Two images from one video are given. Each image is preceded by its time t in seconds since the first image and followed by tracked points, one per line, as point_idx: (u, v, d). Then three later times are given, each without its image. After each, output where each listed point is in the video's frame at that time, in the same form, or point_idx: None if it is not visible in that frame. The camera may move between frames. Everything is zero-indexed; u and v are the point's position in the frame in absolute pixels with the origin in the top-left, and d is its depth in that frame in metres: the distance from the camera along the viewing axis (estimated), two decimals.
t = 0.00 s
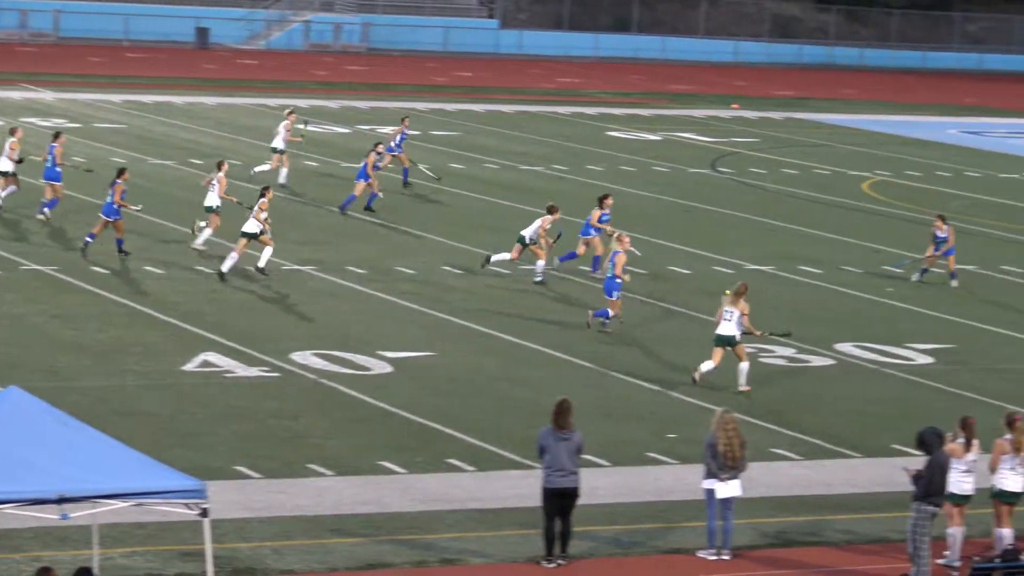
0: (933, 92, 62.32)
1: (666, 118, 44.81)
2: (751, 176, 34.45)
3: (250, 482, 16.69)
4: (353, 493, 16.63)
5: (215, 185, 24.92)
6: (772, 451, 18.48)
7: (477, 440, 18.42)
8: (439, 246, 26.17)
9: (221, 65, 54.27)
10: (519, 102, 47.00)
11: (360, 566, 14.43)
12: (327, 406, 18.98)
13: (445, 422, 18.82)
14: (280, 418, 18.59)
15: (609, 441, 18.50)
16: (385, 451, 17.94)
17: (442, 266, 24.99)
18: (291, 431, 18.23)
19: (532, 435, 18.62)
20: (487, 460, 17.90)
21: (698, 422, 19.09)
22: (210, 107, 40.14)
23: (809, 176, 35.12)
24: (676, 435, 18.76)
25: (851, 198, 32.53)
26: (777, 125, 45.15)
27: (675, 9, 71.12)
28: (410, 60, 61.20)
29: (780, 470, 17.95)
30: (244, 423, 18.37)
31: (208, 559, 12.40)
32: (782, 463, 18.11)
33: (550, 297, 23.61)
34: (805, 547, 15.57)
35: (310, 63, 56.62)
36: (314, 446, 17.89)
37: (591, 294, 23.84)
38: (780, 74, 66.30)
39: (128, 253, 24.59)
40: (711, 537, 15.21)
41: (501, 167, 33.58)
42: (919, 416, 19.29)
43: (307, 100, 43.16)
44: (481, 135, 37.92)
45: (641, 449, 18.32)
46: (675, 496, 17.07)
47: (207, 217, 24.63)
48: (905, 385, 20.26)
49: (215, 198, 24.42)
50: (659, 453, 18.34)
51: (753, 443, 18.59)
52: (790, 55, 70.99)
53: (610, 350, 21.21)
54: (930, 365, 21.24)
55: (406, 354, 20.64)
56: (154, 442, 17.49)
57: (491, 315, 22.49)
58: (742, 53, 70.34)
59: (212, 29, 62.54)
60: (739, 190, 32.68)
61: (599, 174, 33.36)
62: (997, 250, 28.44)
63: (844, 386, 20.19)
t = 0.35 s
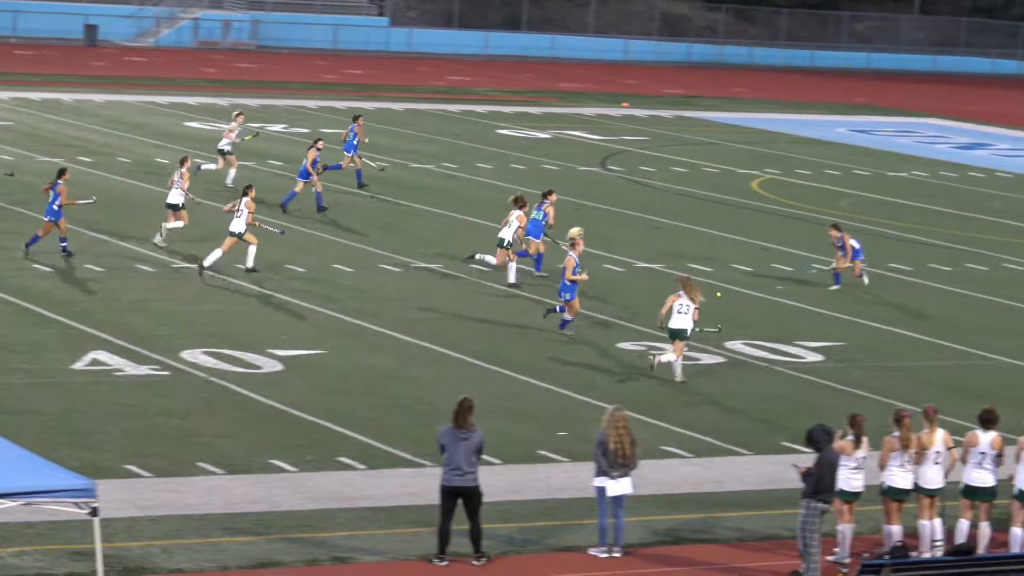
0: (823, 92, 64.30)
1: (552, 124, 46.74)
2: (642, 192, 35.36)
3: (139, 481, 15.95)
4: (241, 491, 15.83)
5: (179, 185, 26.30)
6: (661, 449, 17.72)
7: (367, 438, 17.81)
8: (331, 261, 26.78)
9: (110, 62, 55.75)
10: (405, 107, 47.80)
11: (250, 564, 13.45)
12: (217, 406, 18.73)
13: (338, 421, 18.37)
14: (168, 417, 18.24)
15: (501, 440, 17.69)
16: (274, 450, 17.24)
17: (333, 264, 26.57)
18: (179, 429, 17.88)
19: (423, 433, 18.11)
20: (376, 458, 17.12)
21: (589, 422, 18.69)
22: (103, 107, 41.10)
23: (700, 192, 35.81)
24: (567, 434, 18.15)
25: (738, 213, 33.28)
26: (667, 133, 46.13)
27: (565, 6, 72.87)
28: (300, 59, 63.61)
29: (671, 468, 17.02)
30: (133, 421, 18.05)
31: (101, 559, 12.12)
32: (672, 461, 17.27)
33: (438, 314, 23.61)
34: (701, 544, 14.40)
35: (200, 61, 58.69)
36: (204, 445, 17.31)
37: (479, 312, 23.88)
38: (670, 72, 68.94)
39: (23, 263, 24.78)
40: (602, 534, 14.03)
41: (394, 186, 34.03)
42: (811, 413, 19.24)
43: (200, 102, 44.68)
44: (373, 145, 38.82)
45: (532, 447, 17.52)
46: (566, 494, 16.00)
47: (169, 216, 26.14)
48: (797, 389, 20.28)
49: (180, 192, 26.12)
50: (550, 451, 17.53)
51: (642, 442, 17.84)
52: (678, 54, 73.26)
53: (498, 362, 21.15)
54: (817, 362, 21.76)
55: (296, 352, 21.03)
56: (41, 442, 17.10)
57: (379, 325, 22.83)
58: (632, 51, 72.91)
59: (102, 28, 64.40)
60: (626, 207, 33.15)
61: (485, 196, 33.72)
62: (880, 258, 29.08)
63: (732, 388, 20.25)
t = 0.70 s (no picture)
0: (696, 89, 64.89)
1: (428, 120, 46.94)
2: (515, 188, 35.50)
3: (8, 479, 15.72)
4: (112, 488, 15.66)
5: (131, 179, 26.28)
6: (535, 445, 17.85)
7: (243, 436, 17.71)
8: (205, 257, 26.60)
9: None
10: (278, 103, 47.48)
11: (122, 561, 13.30)
12: (89, 403, 18.50)
13: (213, 418, 18.24)
14: (40, 414, 17.99)
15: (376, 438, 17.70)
16: (147, 447, 17.07)
17: (207, 261, 26.38)
18: (51, 426, 17.63)
19: (298, 430, 18.01)
20: (250, 454, 17.02)
21: (464, 418, 18.74)
22: None
23: (574, 191, 36.00)
24: (441, 430, 18.21)
25: (612, 210, 33.53)
26: (542, 130, 46.32)
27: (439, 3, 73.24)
28: (174, 55, 63.11)
29: (543, 463, 17.19)
30: (4, 418, 17.78)
31: None
32: (544, 457, 17.42)
33: (313, 311, 23.53)
34: (573, 540, 14.54)
35: (71, 56, 57.98)
36: (76, 442, 17.09)
37: (354, 309, 23.83)
38: (541, 68, 69.47)
39: None
40: (474, 530, 14.10)
41: (268, 184, 33.87)
42: (683, 409, 19.51)
43: (72, 96, 44.23)
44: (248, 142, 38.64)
45: (406, 444, 17.54)
46: (440, 490, 16.04)
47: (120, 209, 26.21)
48: (670, 386, 20.55)
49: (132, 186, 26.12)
50: (424, 447, 17.56)
51: (515, 439, 17.96)
52: (552, 50, 73.82)
53: (373, 359, 21.15)
54: (690, 359, 22.05)
55: (170, 349, 20.84)
56: None
57: (254, 322, 22.71)
58: (505, 48, 72.57)
59: None
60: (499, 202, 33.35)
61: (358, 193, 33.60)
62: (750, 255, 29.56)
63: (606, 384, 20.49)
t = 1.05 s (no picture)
0: (589, 87, 65.14)
1: (319, 117, 46.82)
2: (408, 185, 35.48)
3: None
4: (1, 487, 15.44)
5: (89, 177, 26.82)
6: (426, 443, 17.89)
7: (134, 434, 17.54)
8: (95, 255, 26.31)
9: None
10: (168, 99, 47.01)
11: (12, 560, 13.12)
12: None
13: (104, 416, 18.05)
14: None
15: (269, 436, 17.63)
16: (37, 445, 16.86)
17: (97, 259, 26.08)
18: None
19: (189, 427, 17.87)
20: (142, 452, 16.87)
21: (355, 415, 18.72)
22: None
23: (468, 189, 36.02)
24: (332, 427, 18.18)
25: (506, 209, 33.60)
26: (434, 128, 46.28)
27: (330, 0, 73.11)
28: (62, 51, 62.19)
29: (435, 461, 17.23)
30: None
31: None
32: (437, 454, 17.45)
33: (205, 309, 23.38)
34: (465, 537, 14.59)
35: None
36: None
37: (246, 307, 23.69)
38: (434, 66, 69.42)
39: None
40: (366, 528, 14.10)
41: (158, 181, 33.57)
42: (576, 406, 19.65)
43: None
44: (138, 139, 38.25)
45: (298, 442, 17.49)
46: (332, 488, 16.02)
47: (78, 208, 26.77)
48: (563, 383, 20.68)
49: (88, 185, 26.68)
50: (316, 445, 17.53)
51: (408, 436, 17.99)
52: (443, 47, 73.49)
53: (265, 356, 21.05)
54: (582, 356, 22.21)
55: (60, 347, 20.59)
56: None
57: (145, 319, 22.48)
58: (397, 45, 72.49)
59: None
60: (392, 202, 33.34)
61: (249, 190, 33.38)
62: (640, 253, 29.85)
63: (499, 381, 20.59)
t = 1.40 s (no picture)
0: (494, 84, 65.23)
1: (222, 113, 46.58)
2: (313, 182, 35.38)
3: None
4: None
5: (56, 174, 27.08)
6: (331, 440, 17.90)
7: (35, 431, 17.36)
8: None
9: None
10: (69, 96, 46.45)
11: None
12: None
13: (5, 414, 17.85)
14: None
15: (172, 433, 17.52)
16: None
17: None
18: None
19: (91, 425, 17.73)
20: (44, 450, 16.70)
21: (260, 412, 18.67)
22: None
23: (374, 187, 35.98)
24: (236, 425, 18.11)
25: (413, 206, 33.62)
26: (338, 124, 46.13)
27: None
28: None
29: (339, 458, 17.23)
30: None
31: None
32: (341, 452, 17.45)
33: (107, 307, 23.18)
34: (369, 535, 14.62)
35: None
36: None
37: (149, 304, 23.53)
38: (339, 62, 69.21)
39: None
40: (270, 526, 14.07)
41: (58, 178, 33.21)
42: (481, 402, 19.75)
43: None
44: (38, 136, 37.78)
45: (202, 439, 17.42)
46: (235, 485, 15.96)
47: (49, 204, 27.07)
48: (469, 381, 20.76)
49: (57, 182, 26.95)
50: (220, 442, 17.46)
51: (313, 434, 17.98)
52: (346, 45, 73.30)
53: (169, 354, 20.93)
54: (487, 353, 22.33)
55: None
56: None
57: (45, 317, 22.24)
58: (300, 41, 72.34)
59: None
60: (298, 199, 33.25)
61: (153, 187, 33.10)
62: (546, 250, 30.02)
63: (404, 379, 20.63)
